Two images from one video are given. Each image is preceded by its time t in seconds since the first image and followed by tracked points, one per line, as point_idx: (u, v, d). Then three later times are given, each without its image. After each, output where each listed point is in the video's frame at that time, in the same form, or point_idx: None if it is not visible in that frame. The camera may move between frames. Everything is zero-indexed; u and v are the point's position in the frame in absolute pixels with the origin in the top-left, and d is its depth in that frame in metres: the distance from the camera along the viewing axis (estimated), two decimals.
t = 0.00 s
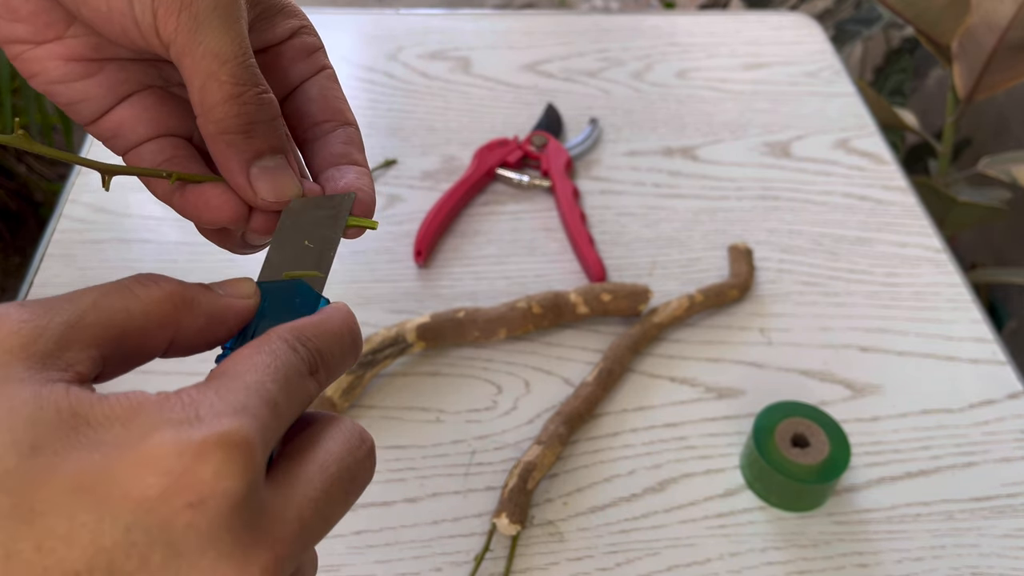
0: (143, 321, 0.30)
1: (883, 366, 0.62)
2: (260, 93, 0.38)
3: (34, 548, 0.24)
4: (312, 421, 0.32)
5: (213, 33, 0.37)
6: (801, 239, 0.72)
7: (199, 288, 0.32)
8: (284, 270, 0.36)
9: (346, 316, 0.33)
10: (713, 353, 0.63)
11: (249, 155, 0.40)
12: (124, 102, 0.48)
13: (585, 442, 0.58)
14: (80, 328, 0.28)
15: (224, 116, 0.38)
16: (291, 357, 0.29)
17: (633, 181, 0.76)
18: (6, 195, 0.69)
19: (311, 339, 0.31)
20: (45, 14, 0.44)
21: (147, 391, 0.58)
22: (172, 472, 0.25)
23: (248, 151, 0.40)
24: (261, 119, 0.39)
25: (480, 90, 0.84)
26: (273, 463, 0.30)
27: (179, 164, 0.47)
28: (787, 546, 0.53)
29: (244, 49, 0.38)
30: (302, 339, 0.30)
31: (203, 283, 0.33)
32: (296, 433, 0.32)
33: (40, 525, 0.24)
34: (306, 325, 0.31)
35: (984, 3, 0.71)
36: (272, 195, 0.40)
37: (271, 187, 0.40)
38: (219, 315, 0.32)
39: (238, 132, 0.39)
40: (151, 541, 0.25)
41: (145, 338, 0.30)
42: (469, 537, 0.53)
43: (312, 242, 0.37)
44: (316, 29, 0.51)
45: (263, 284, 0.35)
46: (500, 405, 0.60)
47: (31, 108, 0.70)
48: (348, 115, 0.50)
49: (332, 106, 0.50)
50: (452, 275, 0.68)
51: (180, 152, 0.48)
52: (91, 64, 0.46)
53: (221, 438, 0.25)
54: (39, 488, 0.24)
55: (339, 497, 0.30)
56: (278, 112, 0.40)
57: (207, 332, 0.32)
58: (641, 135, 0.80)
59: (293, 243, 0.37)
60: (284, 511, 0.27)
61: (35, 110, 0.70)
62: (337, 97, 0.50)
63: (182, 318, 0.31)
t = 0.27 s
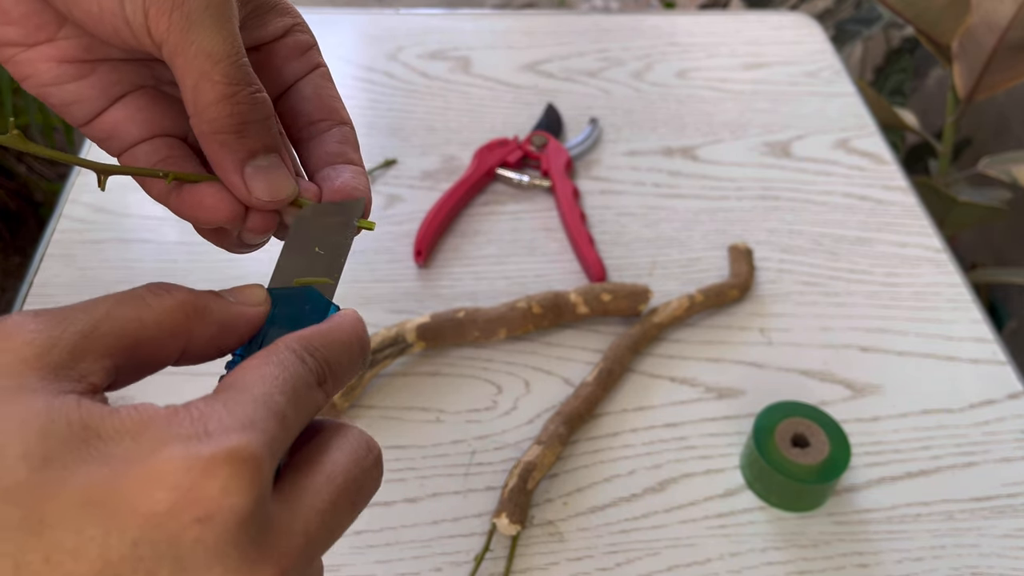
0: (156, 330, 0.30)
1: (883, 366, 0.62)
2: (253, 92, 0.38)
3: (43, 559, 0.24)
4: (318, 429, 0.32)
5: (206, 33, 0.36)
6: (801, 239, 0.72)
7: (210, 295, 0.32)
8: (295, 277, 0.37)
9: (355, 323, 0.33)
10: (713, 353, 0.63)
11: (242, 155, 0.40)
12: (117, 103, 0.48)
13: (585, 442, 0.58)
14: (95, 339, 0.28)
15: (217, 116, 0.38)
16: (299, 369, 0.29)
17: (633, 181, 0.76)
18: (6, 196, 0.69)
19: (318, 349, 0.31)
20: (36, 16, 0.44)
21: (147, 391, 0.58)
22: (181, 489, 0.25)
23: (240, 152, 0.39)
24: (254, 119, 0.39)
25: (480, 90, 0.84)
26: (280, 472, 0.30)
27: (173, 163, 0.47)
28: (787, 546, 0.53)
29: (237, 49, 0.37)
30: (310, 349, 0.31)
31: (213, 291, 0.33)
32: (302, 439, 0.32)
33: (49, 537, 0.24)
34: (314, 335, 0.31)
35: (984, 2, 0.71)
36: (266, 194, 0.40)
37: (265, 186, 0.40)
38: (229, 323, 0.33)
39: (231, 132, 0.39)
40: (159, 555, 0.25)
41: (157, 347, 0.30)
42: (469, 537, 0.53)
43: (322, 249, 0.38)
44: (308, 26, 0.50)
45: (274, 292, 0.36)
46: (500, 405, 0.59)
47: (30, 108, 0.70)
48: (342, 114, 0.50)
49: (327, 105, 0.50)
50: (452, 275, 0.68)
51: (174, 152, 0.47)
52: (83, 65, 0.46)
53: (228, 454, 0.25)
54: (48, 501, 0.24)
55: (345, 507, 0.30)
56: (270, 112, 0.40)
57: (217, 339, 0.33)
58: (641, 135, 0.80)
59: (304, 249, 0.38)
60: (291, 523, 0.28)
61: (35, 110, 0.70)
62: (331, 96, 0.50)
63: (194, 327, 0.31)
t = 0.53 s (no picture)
0: (174, 372, 0.27)
1: (883, 366, 0.62)
2: (246, 91, 0.38)
3: None
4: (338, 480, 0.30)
5: (195, 34, 0.37)
6: (801, 239, 0.72)
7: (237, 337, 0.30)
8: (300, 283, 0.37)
9: (382, 368, 0.31)
10: (713, 353, 0.63)
11: (238, 156, 0.40)
12: (106, 104, 0.48)
13: (585, 442, 0.58)
14: (106, 379, 0.25)
15: (211, 117, 0.38)
16: (319, 419, 0.27)
17: (633, 181, 0.76)
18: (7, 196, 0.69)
19: (339, 397, 0.29)
20: (25, 20, 0.44)
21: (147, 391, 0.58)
22: (179, 559, 0.22)
23: (236, 153, 0.40)
24: (249, 119, 0.39)
25: (480, 90, 0.84)
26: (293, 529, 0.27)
27: (162, 163, 0.47)
28: (787, 546, 0.53)
29: (227, 49, 0.37)
30: (331, 397, 0.28)
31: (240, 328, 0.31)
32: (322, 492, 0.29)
33: None
34: (338, 383, 0.29)
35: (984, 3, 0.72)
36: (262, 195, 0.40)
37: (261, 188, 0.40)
38: (255, 364, 0.30)
39: (225, 133, 0.39)
40: None
41: (174, 390, 0.27)
42: (469, 537, 0.53)
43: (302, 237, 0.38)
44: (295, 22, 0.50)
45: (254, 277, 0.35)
46: (499, 405, 0.59)
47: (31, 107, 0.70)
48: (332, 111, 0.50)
49: (317, 102, 0.50)
50: (451, 275, 0.68)
51: (163, 152, 0.48)
52: (72, 67, 0.47)
53: (228, 528, 0.22)
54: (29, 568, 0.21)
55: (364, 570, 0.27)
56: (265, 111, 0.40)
57: (243, 382, 0.30)
58: (641, 135, 0.80)
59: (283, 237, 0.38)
60: None
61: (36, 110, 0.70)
62: (321, 93, 0.50)
63: (218, 369, 0.29)
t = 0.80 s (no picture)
0: (107, 308, 0.30)
1: (883, 366, 0.62)
2: (249, 91, 0.38)
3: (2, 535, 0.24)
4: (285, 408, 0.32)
5: (197, 34, 0.36)
6: (801, 239, 0.72)
7: (167, 277, 0.32)
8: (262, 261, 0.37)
9: (318, 303, 0.33)
10: (713, 353, 0.63)
11: (240, 155, 0.40)
12: (107, 105, 0.48)
13: (585, 442, 0.58)
14: (42, 316, 0.28)
15: (213, 117, 0.38)
16: (260, 343, 0.29)
17: (633, 181, 0.76)
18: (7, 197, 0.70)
19: (282, 327, 0.31)
20: (25, 21, 0.44)
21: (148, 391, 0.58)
22: (138, 461, 0.25)
23: (238, 152, 0.40)
24: (253, 119, 0.39)
25: (480, 90, 0.84)
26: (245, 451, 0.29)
27: (163, 165, 0.48)
28: (787, 546, 0.53)
29: (230, 48, 0.37)
30: (272, 325, 0.30)
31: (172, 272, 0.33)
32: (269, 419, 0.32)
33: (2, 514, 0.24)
34: (278, 311, 0.31)
35: (984, 3, 0.72)
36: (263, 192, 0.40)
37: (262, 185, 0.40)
38: (187, 304, 0.32)
39: (228, 132, 0.39)
40: (119, 528, 0.25)
41: (109, 325, 0.30)
42: (469, 537, 0.53)
43: (291, 233, 0.38)
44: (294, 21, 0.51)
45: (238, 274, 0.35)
46: (500, 405, 0.60)
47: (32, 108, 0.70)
48: (329, 107, 0.50)
49: (314, 98, 0.50)
50: (451, 275, 0.68)
51: (164, 153, 0.48)
52: (72, 68, 0.46)
53: (187, 425, 0.25)
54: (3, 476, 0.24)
55: (310, 483, 0.30)
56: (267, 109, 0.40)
57: (176, 320, 0.33)
58: (641, 135, 0.81)
59: (271, 234, 0.37)
60: (254, 496, 0.27)
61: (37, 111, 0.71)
62: (318, 89, 0.50)
63: (150, 306, 0.31)
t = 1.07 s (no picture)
0: (117, 311, 0.30)
1: (883, 366, 0.62)
2: (238, 89, 0.38)
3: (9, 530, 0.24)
4: (289, 411, 0.32)
5: (186, 32, 0.36)
6: (801, 239, 0.72)
7: (177, 281, 0.32)
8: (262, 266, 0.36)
9: (325, 309, 0.33)
10: (713, 353, 0.63)
11: (228, 155, 0.40)
12: (95, 104, 0.48)
13: (585, 442, 0.58)
14: (53, 318, 0.28)
15: (201, 116, 0.38)
16: (265, 346, 0.29)
17: (633, 181, 0.76)
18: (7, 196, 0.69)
19: (287, 331, 0.31)
20: (12, 17, 0.43)
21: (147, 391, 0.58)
22: (144, 457, 0.25)
23: (227, 152, 0.40)
24: (241, 117, 0.39)
25: (480, 90, 0.84)
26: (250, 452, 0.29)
27: (151, 164, 0.48)
28: (787, 546, 0.53)
29: (219, 46, 0.37)
30: (277, 328, 0.30)
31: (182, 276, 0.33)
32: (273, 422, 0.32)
33: (10, 509, 0.24)
34: (283, 314, 0.31)
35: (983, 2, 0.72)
36: (252, 192, 0.40)
37: (250, 186, 0.40)
38: (197, 309, 0.32)
39: (217, 132, 0.39)
40: (123, 525, 0.25)
41: (119, 329, 0.30)
42: (469, 537, 0.53)
43: (290, 238, 0.37)
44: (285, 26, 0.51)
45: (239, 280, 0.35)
46: (499, 405, 0.59)
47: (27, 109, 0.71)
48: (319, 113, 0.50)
49: (305, 103, 0.50)
50: (451, 275, 0.68)
51: (152, 154, 0.48)
52: (61, 66, 0.46)
53: (193, 422, 0.25)
54: (12, 472, 0.24)
55: (316, 486, 0.29)
56: (256, 108, 0.40)
57: (186, 326, 0.32)
58: (641, 135, 0.81)
59: (271, 240, 0.37)
60: (258, 496, 0.27)
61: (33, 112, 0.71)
62: (310, 94, 0.50)
63: (160, 310, 0.31)
